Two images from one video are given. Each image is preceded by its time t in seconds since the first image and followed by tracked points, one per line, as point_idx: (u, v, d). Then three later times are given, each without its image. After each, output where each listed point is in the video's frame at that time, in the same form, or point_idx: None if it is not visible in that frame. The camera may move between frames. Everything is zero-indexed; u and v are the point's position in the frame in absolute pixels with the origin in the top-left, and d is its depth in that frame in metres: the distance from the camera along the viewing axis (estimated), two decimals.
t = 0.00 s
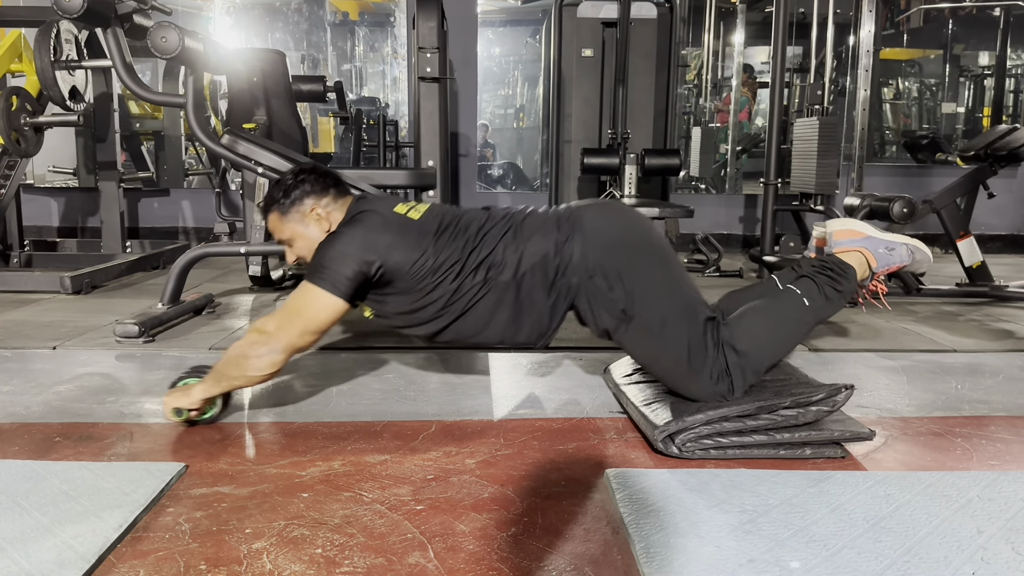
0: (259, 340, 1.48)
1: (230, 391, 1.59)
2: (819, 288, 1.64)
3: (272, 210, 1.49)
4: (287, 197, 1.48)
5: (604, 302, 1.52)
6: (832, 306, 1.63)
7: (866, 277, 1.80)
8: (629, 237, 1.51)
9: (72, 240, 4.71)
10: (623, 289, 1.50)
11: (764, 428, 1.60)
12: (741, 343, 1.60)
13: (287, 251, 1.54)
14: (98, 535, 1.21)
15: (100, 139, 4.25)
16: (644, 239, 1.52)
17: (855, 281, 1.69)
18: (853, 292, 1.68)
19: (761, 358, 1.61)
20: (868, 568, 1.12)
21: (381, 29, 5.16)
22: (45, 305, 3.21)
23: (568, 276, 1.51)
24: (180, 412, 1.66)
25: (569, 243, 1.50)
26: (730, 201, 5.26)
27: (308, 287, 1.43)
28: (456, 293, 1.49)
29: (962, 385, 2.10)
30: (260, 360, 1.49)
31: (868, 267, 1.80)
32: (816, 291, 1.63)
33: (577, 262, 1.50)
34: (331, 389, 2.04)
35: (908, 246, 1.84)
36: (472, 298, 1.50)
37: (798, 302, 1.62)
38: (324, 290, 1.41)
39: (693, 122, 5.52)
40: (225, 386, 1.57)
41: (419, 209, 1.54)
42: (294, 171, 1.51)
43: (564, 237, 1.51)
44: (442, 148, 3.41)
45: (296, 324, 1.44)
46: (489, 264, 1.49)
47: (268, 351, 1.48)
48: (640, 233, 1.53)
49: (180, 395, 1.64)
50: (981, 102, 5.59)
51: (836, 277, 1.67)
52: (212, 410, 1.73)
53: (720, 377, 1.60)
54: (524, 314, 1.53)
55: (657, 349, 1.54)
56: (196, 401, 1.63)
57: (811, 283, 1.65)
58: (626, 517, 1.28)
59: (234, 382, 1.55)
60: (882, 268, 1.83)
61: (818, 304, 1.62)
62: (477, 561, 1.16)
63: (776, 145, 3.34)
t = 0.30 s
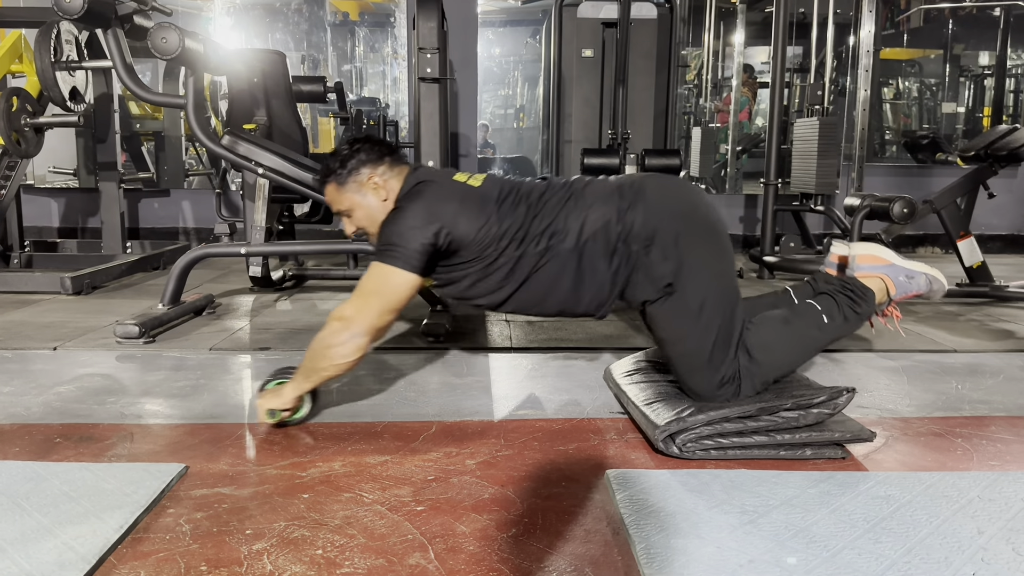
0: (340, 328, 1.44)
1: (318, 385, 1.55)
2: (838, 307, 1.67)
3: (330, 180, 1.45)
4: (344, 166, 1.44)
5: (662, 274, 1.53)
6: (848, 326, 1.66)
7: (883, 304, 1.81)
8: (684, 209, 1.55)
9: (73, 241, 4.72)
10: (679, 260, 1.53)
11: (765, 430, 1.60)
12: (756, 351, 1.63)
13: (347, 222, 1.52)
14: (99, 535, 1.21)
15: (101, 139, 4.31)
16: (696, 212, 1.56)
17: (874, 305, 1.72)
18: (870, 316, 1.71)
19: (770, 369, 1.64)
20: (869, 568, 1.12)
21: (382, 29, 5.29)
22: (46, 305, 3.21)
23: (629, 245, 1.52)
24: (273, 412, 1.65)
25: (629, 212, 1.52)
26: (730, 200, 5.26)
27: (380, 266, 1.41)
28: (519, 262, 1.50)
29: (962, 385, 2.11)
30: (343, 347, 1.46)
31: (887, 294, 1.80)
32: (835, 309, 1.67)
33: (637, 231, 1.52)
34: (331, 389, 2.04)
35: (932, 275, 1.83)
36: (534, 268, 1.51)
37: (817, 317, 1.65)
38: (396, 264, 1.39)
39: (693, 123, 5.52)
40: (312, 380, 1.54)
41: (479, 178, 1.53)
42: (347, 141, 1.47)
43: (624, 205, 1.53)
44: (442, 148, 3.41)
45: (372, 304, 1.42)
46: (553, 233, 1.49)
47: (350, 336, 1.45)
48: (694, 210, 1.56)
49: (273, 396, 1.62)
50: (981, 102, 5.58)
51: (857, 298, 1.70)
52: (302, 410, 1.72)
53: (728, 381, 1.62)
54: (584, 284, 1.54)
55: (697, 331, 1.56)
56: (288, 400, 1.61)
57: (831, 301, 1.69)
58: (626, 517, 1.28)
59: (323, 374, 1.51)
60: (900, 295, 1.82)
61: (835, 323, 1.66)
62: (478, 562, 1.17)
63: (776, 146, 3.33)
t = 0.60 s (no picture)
0: (429, 317, 1.43)
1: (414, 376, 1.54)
2: (860, 334, 1.68)
3: (394, 165, 1.44)
4: (409, 150, 1.43)
5: (724, 256, 1.52)
6: (864, 355, 1.68)
7: (901, 340, 1.80)
8: (753, 192, 1.54)
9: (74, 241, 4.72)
10: (743, 245, 1.51)
11: (767, 431, 1.60)
12: (772, 360, 1.63)
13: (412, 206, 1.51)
14: (100, 536, 1.21)
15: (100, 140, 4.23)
16: (763, 195, 1.56)
17: (892, 340, 1.74)
18: (885, 349, 1.72)
19: (780, 381, 1.64)
20: (870, 568, 1.13)
21: (382, 28, 5.26)
22: (46, 306, 3.21)
23: (699, 226, 1.51)
24: (373, 412, 1.66)
25: (701, 194, 1.51)
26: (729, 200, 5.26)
27: (460, 251, 1.38)
28: (585, 240, 1.49)
29: (962, 385, 2.11)
30: (433, 334, 1.45)
31: (905, 332, 1.79)
32: (857, 335, 1.68)
33: (707, 214, 1.50)
34: (332, 390, 2.05)
35: (949, 316, 1.84)
36: (597, 246, 1.50)
37: (836, 341, 1.66)
38: (474, 245, 1.37)
39: (693, 123, 5.52)
40: (408, 372, 1.53)
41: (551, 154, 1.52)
42: (406, 125, 1.46)
43: (696, 186, 1.51)
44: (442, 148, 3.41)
45: (456, 288, 1.40)
46: (623, 211, 1.48)
47: (440, 324, 1.43)
48: (763, 198, 1.55)
49: (371, 395, 1.62)
50: (982, 102, 5.55)
51: (876, 331, 1.71)
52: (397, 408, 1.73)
53: (735, 383, 1.62)
54: (648, 261, 1.54)
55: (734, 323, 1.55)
56: (388, 399, 1.61)
57: (854, 327, 1.69)
58: (626, 517, 1.28)
59: (420, 364, 1.50)
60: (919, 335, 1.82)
61: (853, 349, 1.66)
62: (479, 562, 1.17)
63: (776, 146, 3.31)
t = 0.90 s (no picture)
0: (518, 306, 1.41)
1: (511, 370, 1.52)
2: (871, 354, 1.73)
3: (455, 148, 1.40)
4: (469, 131, 1.39)
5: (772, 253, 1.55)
6: (871, 376, 1.73)
7: (908, 366, 1.81)
8: (809, 197, 1.58)
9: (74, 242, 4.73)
10: (792, 246, 1.55)
11: (767, 431, 1.60)
12: (783, 368, 1.66)
13: (472, 190, 1.46)
14: (101, 536, 1.21)
15: (101, 141, 4.22)
16: (817, 202, 1.60)
17: (901, 364, 1.78)
18: (892, 373, 1.77)
19: (788, 388, 1.67)
20: (869, 568, 1.13)
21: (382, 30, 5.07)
22: (47, 306, 3.22)
23: (753, 222, 1.54)
24: (480, 413, 1.62)
25: (762, 194, 1.53)
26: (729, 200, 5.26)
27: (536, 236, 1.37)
28: (636, 226, 1.50)
29: (962, 385, 2.11)
30: (525, 324, 1.42)
31: (914, 359, 1.80)
32: (868, 355, 1.73)
33: (765, 212, 1.53)
34: (332, 390, 2.05)
35: (962, 348, 1.84)
36: (646, 232, 1.52)
37: (848, 358, 1.71)
38: (552, 227, 1.36)
39: (693, 123, 5.52)
40: (505, 366, 1.50)
41: (619, 132, 1.52)
42: (465, 107, 1.43)
43: (758, 184, 1.54)
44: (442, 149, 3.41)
45: (541, 272, 1.38)
46: (681, 199, 1.50)
47: (530, 312, 1.41)
48: (820, 206, 1.59)
49: (475, 396, 1.57)
50: (982, 103, 5.49)
51: (887, 354, 1.75)
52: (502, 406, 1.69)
53: (743, 385, 1.64)
54: (692, 248, 1.57)
55: (763, 320, 1.59)
56: (491, 398, 1.57)
57: (866, 347, 1.74)
58: (627, 516, 1.28)
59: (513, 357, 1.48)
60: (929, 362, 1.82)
61: (862, 367, 1.71)
62: (479, 562, 1.17)
63: (777, 146, 3.24)
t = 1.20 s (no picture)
0: (581, 299, 1.43)
1: (577, 366, 1.53)
2: (878, 364, 1.72)
3: (502, 140, 1.46)
4: (515, 123, 1.45)
5: (803, 254, 1.62)
6: (876, 387, 1.72)
7: (912, 380, 1.78)
8: (849, 209, 1.65)
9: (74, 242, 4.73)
10: (825, 251, 1.62)
11: (768, 431, 1.59)
12: (790, 372, 1.66)
13: (519, 182, 1.52)
14: (101, 535, 1.21)
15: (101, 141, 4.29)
16: (856, 214, 1.67)
17: (906, 378, 1.76)
18: (897, 386, 1.76)
19: (793, 392, 1.67)
20: (870, 568, 1.13)
21: (382, 29, 5.17)
22: (47, 306, 3.22)
23: (790, 223, 1.61)
24: (550, 410, 1.66)
25: (804, 200, 1.60)
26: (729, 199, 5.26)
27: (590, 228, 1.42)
28: (675, 215, 1.57)
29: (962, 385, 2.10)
30: (587, 318, 1.44)
31: (919, 373, 1.78)
32: (875, 365, 1.72)
33: (805, 218, 1.60)
34: (332, 389, 2.05)
35: (967, 365, 1.81)
36: (682, 222, 1.59)
37: (855, 367, 1.70)
38: (607, 216, 1.41)
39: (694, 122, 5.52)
40: (571, 364, 1.51)
41: (675, 126, 1.58)
42: (510, 99, 1.48)
43: (803, 189, 1.60)
44: (442, 148, 3.41)
45: (599, 263, 1.42)
46: (725, 194, 1.57)
47: (592, 304, 1.43)
48: (857, 216, 1.66)
49: (541, 395, 1.56)
50: (982, 102, 5.55)
51: (895, 367, 1.74)
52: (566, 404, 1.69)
53: (750, 385, 1.65)
54: (725, 240, 1.64)
55: (783, 322, 1.62)
56: (559, 394, 1.56)
57: (874, 357, 1.73)
58: (627, 516, 1.28)
59: (578, 353, 1.48)
60: (934, 377, 1.79)
61: (868, 377, 1.70)
62: (480, 562, 1.17)
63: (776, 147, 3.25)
